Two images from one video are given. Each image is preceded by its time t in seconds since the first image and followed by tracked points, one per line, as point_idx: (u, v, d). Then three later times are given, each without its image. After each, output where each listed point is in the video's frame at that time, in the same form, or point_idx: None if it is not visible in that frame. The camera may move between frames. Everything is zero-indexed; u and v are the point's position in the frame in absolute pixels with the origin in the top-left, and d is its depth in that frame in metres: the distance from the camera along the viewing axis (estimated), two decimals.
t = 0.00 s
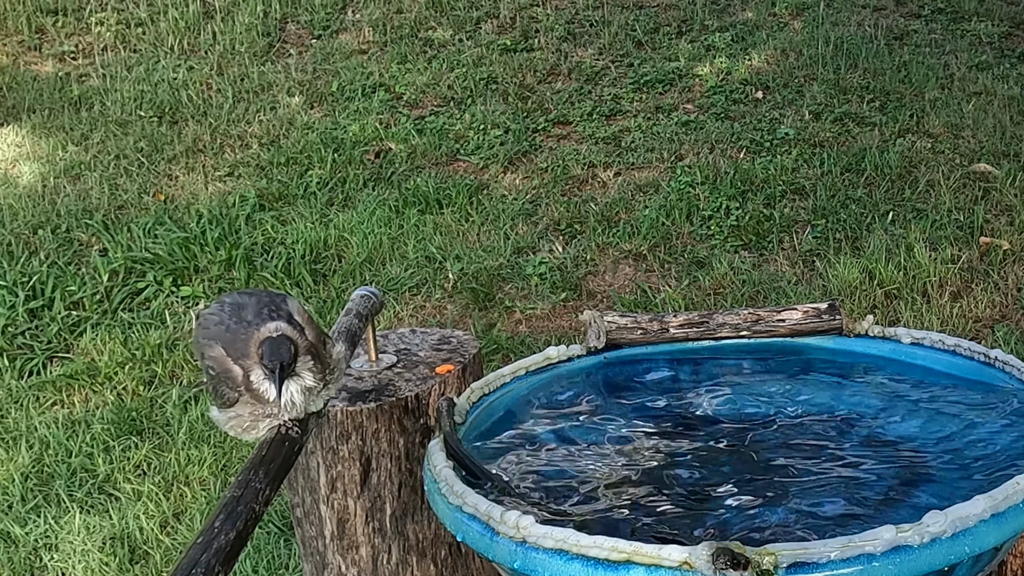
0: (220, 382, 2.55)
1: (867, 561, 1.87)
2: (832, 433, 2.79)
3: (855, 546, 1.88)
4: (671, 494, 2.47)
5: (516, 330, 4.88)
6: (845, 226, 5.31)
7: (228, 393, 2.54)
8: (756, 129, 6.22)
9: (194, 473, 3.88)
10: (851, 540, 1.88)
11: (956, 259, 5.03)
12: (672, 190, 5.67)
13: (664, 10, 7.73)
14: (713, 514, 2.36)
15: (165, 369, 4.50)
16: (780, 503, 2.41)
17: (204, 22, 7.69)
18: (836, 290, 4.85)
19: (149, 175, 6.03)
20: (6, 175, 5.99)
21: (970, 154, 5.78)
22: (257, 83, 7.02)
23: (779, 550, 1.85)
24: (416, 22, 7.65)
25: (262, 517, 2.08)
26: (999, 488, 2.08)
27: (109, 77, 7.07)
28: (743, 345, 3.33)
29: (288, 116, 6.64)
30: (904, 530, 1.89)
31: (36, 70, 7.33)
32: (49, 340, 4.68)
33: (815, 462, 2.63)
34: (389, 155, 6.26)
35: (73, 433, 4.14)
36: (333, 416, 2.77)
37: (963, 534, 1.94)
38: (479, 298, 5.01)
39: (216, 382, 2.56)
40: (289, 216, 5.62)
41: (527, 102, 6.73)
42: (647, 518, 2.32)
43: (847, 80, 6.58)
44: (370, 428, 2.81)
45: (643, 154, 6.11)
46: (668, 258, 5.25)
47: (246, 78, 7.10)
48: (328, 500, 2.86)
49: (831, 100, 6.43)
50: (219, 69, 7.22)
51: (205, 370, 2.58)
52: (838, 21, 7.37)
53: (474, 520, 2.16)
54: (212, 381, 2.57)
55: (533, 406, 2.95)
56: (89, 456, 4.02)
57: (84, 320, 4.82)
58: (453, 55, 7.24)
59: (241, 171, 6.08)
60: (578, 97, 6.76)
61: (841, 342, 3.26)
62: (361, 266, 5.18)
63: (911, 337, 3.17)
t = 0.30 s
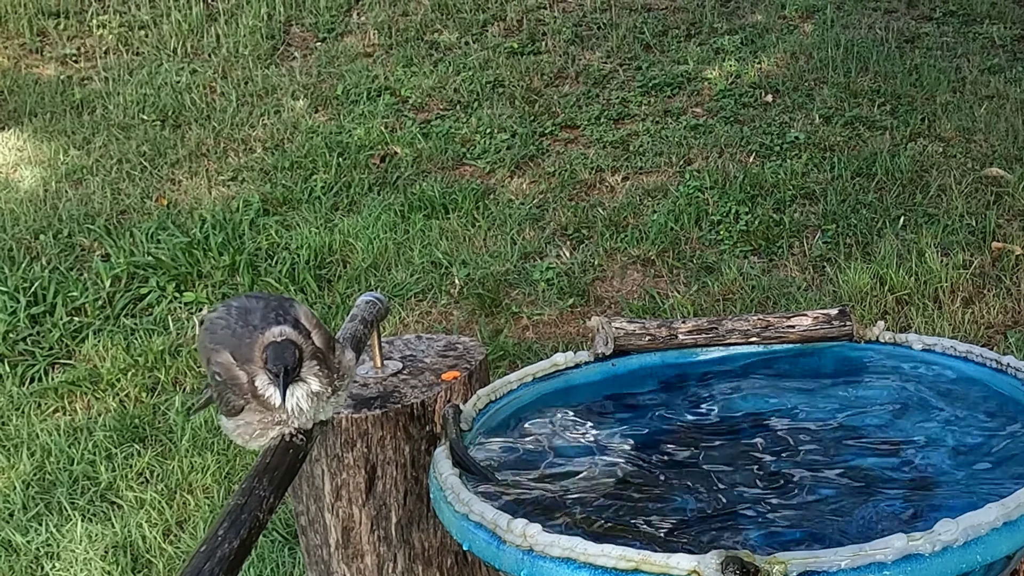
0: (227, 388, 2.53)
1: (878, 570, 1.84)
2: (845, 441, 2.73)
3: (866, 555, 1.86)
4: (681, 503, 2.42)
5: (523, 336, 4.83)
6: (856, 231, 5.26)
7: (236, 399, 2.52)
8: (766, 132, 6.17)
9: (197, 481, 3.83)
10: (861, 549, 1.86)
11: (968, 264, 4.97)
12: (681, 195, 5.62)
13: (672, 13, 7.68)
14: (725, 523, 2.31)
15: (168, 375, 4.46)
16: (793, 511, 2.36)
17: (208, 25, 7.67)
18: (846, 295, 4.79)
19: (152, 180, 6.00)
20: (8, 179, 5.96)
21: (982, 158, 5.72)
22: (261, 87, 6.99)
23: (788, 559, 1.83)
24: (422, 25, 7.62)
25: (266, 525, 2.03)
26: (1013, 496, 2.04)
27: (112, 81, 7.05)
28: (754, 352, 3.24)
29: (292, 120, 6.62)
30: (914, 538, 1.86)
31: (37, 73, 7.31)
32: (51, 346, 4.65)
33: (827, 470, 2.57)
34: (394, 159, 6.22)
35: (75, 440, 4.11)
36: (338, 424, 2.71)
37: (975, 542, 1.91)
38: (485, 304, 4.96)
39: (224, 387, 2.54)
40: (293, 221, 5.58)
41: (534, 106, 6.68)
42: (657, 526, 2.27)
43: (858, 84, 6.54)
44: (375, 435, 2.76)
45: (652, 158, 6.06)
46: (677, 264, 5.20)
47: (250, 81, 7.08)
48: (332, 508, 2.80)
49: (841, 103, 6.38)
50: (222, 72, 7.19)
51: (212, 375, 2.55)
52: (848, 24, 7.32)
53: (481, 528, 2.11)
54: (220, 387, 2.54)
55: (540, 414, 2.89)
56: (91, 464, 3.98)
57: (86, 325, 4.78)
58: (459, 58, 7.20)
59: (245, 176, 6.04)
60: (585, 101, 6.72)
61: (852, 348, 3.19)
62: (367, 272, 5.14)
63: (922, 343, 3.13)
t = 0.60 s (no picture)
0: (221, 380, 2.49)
1: None
2: (854, 448, 2.69)
3: (874, 560, 1.83)
4: (688, 509, 2.38)
5: (527, 340, 4.81)
6: (863, 235, 5.22)
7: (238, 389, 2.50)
8: (772, 135, 6.14)
9: (199, 486, 3.80)
10: (868, 554, 1.82)
11: (977, 268, 4.93)
12: (686, 198, 5.59)
13: (677, 15, 7.66)
14: (733, 529, 2.27)
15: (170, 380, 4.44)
16: (801, 516, 2.32)
17: (210, 27, 7.65)
18: (853, 299, 4.75)
19: (154, 183, 5.98)
20: (9, 182, 5.95)
21: (990, 160, 5.69)
22: (264, 89, 6.97)
23: (795, 565, 1.80)
24: (426, 26, 7.60)
25: (269, 531, 2.00)
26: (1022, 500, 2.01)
27: (114, 83, 7.04)
28: (759, 356, 3.18)
29: (295, 123, 6.60)
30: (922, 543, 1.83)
31: (38, 75, 7.29)
32: (52, 351, 4.63)
33: (836, 476, 2.53)
34: (398, 162, 6.20)
35: (76, 445, 4.08)
36: (342, 429, 2.70)
37: (984, 547, 1.88)
38: (489, 308, 4.94)
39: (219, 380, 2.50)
40: (296, 225, 5.56)
41: (539, 108, 6.66)
42: (664, 532, 2.24)
43: (865, 87, 6.51)
44: (379, 440, 2.73)
45: (657, 161, 6.03)
46: (682, 267, 5.17)
47: (253, 83, 7.06)
48: (335, 513, 2.76)
49: (848, 106, 6.35)
50: (225, 74, 7.17)
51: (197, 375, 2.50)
52: (855, 26, 7.29)
53: (485, 534, 2.08)
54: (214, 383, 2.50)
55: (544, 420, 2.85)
56: (93, 469, 3.96)
57: (87, 330, 4.76)
58: (463, 61, 7.18)
59: (248, 179, 6.02)
60: (590, 103, 6.70)
61: (859, 352, 3.11)
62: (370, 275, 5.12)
63: (930, 347, 3.04)
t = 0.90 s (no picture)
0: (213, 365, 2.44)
1: None
2: (854, 449, 2.69)
3: (874, 561, 1.83)
4: (687, 510, 2.38)
5: (527, 341, 4.81)
6: (863, 234, 5.22)
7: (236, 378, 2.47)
8: (772, 135, 6.14)
9: (199, 486, 3.80)
10: (868, 555, 1.82)
11: (977, 268, 4.93)
12: (686, 198, 5.59)
13: (678, 15, 7.66)
14: (732, 529, 2.27)
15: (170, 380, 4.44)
16: (801, 516, 2.32)
17: (210, 27, 7.65)
18: (853, 299, 4.76)
19: (154, 183, 5.98)
20: (9, 182, 5.95)
21: (990, 160, 5.69)
22: (264, 89, 6.97)
23: (795, 566, 1.80)
24: (427, 26, 7.60)
25: (269, 531, 2.00)
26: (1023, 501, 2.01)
27: (114, 83, 7.04)
28: (757, 355, 3.18)
29: (295, 123, 6.60)
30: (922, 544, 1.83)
31: (38, 75, 7.30)
32: (52, 351, 4.63)
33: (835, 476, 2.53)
34: (398, 162, 6.20)
35: (76, 445, 4.09)
36: (342, 429, 2.70)
37: (984, 548, 1.88)
38: (490, 308, 4.94)
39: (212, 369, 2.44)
40: (296, 225, 5.56)
41: (539, 108, 6.66)
42: (663, 532, 2.24)
43: (865, 87, 6.51)
44: (379, 440, 2.72)
45: (657, 161, 6.03)
46: (682, 267, 5.17)
47: (253, 83, 7.06)
48: (335, 513, 2.77)
49: (848, 106, 6.35)
50: (225, 74, 7.17)
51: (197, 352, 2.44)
52: (855, 26, 7.29)
53: (485, 534, 2.08)
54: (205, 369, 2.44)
55: (543, 423, 2.84)
56: (93, 469, 3.96)
57: (87, 330, 4.76)
58: (463, 61, 7.18)
59: (248, 179, 6.02)
60: (590, 104, 6.70)
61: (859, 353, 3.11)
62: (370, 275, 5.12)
63: (930, 347, 3.02)
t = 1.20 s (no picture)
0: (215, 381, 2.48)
1: None
2: (852, 447, 2.69)
3: (874, 560, 1.83)
4: (687, 510, 2.38)
5: (527, 341, 4.81)
6: (862, 234, 5.23)
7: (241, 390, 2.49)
8: (773, 135, 6.14)
9: (199, 486, 3.80)
10: (868, 555, 1.82)
11: (976, 268, 4.93)
12: (686, 198, 5.59)
13: (678, 15, 7.66)
14: (732, 529, 2.27)
15: (170, 379, 4.44)
16: (801, 515, 2.33)
17: (210, 27, 7.66)
18: (853, 300, 4.76)
19: (154, 183, 5.99)
20: (9, 182, 5.95)
21: (990, 160, 5.69)
22: (264, 89, 6.97)
23: (795, 565, 1.80)
24: (427, 26, 7.60)
25: (269, 531, 2.00)
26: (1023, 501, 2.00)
27: (114, 83, 7.04)
28: (760, 357, 3.17)
29: (295, 123, 6.60)
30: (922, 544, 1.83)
31: (37, 75, 7.30)
32: (52, 351, 4.63)
33: (834, 476, 2.53)
34: (398, 162, 6.21)
35: (76, 445, 4.09)
36: (342, 429, 2.70)
37: (983, 548, 1.88)
38: (489, 308, 4.94)
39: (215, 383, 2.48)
40: (296, 225, 5.56)
41: (539, 108, 6.66)
42: (663, 532, 2.24)
43: (865, 87, 6.51)
44: (379, 440, 2.72)
45: (657, 161, 6.03)
46: (682, 267, 5.17)
47: (253, 83, 7.06)
48: (335, 513, 2.77)
49: (848, 105, 6.36)
50: (224, 74, 7.17)
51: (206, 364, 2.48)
52: (855, 26, 7.29)
53: (485, 534, 2.08)
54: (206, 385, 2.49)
55: (543, 419, 2.84)
56: (94, 469, 3.96)
57: (87, 330, 4.76)
58: (463, 61, 7.18)
59: (247, 179, 6.02)
60: (590, 104, 6.70)
61: (859, 353, 3.11)
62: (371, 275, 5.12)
63: (930, 347, 3.05)
